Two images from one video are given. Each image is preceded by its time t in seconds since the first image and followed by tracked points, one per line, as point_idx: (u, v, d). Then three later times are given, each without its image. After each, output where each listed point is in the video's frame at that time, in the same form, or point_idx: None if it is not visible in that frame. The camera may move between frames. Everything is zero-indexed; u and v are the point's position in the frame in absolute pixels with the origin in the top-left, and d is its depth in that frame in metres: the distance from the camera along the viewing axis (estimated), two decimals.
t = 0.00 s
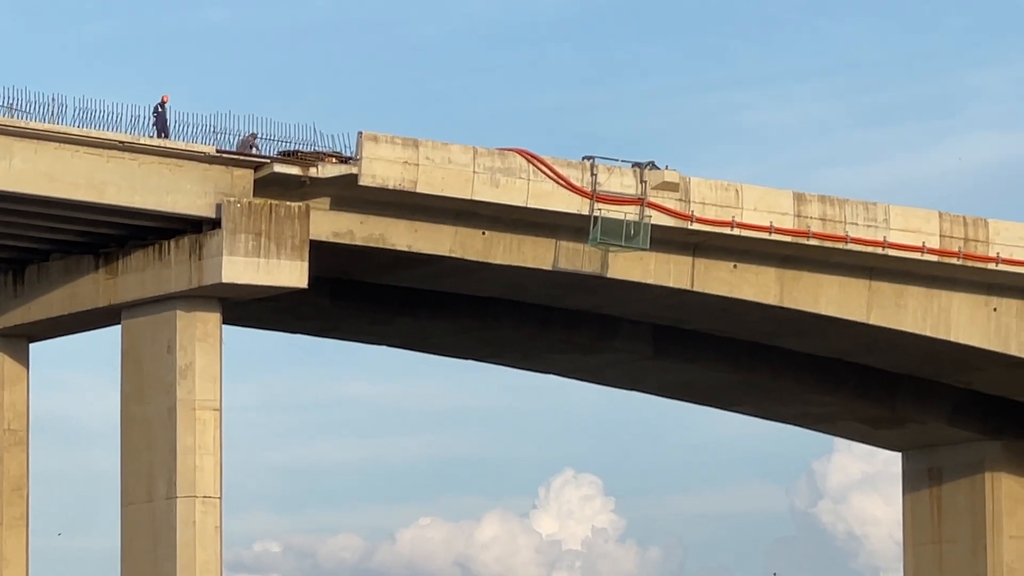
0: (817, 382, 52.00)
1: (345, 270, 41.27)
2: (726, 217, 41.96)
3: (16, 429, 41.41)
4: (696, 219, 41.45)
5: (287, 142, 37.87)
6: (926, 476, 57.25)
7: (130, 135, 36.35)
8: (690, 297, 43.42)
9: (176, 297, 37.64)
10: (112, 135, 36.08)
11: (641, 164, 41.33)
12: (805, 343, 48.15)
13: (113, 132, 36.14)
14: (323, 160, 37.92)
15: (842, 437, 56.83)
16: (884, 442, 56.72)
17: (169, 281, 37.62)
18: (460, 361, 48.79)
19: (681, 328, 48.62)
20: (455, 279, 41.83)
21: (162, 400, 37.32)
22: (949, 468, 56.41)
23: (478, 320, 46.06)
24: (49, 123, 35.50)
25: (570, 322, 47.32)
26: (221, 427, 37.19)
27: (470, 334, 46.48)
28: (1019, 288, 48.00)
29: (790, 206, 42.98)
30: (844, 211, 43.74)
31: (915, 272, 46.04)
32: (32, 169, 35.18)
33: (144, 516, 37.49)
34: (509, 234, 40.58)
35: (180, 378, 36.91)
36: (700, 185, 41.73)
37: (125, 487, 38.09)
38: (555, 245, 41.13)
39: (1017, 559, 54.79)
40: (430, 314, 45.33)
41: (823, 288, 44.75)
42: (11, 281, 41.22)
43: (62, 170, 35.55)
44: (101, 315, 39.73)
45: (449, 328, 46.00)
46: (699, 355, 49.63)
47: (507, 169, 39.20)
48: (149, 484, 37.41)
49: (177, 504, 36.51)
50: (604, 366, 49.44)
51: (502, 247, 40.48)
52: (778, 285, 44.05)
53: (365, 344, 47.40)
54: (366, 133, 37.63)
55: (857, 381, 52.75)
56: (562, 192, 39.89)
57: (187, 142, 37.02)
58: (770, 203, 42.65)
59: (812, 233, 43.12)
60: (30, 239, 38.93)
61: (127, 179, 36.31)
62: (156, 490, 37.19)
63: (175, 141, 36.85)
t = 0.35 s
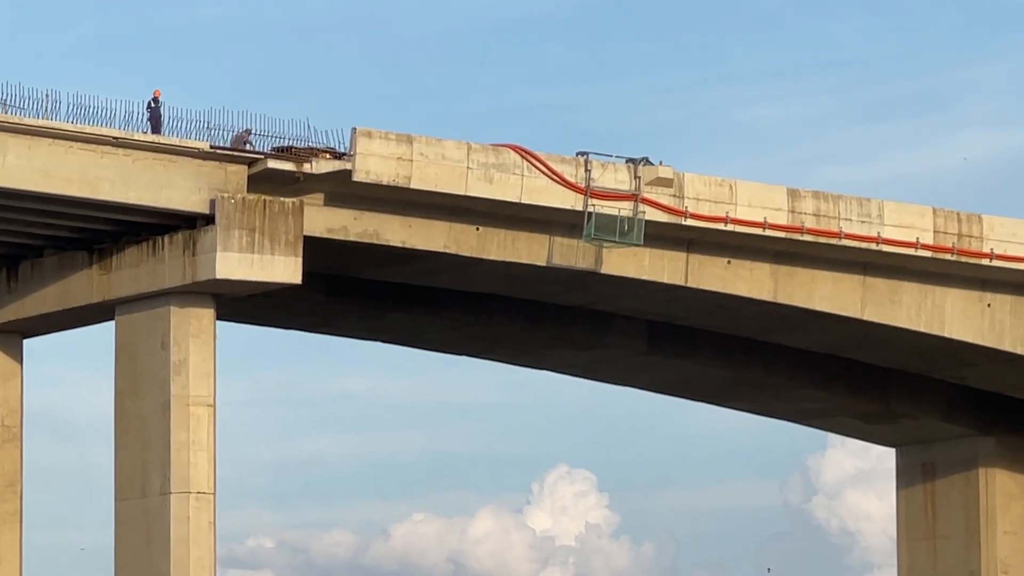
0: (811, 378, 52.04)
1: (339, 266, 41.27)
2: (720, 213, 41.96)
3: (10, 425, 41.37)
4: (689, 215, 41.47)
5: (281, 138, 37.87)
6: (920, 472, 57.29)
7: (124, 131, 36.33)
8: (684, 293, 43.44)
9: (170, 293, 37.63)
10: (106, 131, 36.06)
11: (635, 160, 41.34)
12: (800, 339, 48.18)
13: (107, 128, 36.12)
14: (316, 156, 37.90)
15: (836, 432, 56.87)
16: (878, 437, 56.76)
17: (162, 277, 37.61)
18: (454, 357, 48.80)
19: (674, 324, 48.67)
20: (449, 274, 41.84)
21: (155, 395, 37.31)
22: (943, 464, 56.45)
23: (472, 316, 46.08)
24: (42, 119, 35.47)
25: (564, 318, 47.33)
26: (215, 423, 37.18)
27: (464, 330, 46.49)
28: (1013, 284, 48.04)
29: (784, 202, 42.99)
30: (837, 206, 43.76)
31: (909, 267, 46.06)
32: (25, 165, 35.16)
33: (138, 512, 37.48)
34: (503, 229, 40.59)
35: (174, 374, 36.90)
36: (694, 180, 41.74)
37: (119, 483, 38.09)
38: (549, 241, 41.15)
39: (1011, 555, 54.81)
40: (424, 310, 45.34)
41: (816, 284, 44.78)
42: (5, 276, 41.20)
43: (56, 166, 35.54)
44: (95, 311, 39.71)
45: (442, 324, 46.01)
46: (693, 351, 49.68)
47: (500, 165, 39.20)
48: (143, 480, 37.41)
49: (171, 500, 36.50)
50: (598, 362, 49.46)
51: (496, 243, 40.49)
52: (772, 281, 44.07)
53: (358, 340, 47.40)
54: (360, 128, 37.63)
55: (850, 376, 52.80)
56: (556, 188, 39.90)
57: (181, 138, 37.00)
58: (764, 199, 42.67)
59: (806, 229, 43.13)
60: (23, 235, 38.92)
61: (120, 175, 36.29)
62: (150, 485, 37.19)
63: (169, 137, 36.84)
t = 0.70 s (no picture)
0: (807, 374, 52.06)
1: (335, 262, 41.28)
2: (717, 209, 41.96)
3: (6, 422, 41.34)
4: (686, 211, 41.47)
5: (278, 134, 37.85)
6: (916, 468, 57.33)
7: (120, 127, 36.32)
8: (681, 290, 43.45)
9: (167, 289, 37.62)
10: (102, 127, 36.06)
11: (632, 156, 41.33)
12: (797, 335, 48.18)
13: (104, 124, 36.12)
14: (312, 152, 37.83)
15: (832, 429, 56.90)
16: (874, 434, 56.79)
17: (159, 273, 37.61)
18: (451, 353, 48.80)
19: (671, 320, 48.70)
20: (446, 271, 41.84)
21: (152, 392, 37.31)
22: (940, 461, 56.49)
23: (468, 312, 46.09)
24: (39, 115, 35.46)
25: (561, 314, 47.34)
26: (212, 419, 37.18)
27: (460, 326, 46.50)
28: (1009, 281, 48.07)
29: (781, 198, 43.00)
30: (834, 203, 43.77)
31: (905, 264, 46.08)
32: (22, 161, 35.15)
33: (134, 508, 37.49)
34: (499, 226, 40.60)
35: (170, 370, 36.90)
36: (690, 177, 41.75)
37: (115, 479, 38.10)
38: (546, 238, 41.17)
39: (1007, 552, 54.85)
40: (420, 306, 45.35)
41: (813, 280, 44.80)
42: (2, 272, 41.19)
43: (52, 163, 35.53)
44: (91, 307, 39.70)
45: (439, 320, 46.02)
46: (689, 347, 49.71)
47: (497, 161, 39.21)
48: (139, 476, 37.41)
49: (167, 497, 36.50)
50: (594, 358, 49.48)
51: (492, 239, 40.50)
52: (768, 277, 44.08)
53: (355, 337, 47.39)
54: (356, 125, 37.63)
55: (847, 372, 52.82)
56: (553, 184, 39.90)
57: (178, 134, 37.00)
58: (760, 195, 42.67)
59: (802, 225, 43.14)
60: (20, 231, 38.91)
61: (117, 171, 36.29)
62: (146, 481, 37.20)
63: (165, 133, 36.83)
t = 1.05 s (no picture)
0: (805, 370, 52.09)
1: (333, 258, 41.29)
2: (714, 205, 41.98)
3: (4, 417, 41.33)
4: (684, 206, 41.47)
5: (276, 130, 37.85)
6: (915, 464, 57.36)
7: (118, 123, 36.32)
8: (679, 285, 43.47)
9: (165, 284, 37.63)
10: (100, 123, 36.06)
11: (630, 152, 41.34)
12: (795, 331, 48.19)
13: (101, 120, 36.12)
14: (311, 148, 37.89)
15: (830, 424, 56.93)
16: (872, 429, 56.82)
17: (157, 268, 37.61)
18: (449, 349, 48.82)
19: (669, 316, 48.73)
20: (444, 266, 41.85)
21: (150, 387, 37.32)
22: (938, 456, 56.52)
23: (467, 308, 46.11)
24: (37, 111, 35.46)
25: (559, 310, 47.35)
26: (210, 415, 37.19)
27: (458, 322, 46.52)
28: (1007, 277, 48.09)
29: (779, 194, 43.01)
30: (832, 198, 43.79)
31: (903, 259, 46.09)
32: (20, 157, 35.15)
33: (132, 503, 37.51)
34: (497, 221, 40.61)
35: (168, 366, 36.91)
36: (688, 172, 41.76)
37: (114, 474, 38.11)
38: (544, 233, 41.18)
39: (1005, 548, 54.91)
40: (418, 302, 45.37)
41: (811, 276, 44.81)
42: None
43: (50, 158, 35.53)
44: (89, 302, 39.72)
45: (437, 316, 46.04)
46: (687, 343, 49.75)
47: (495, 157, 39.21)
48: (137, 471, 37.44)
49: (165, 492, 36.51)
50: (593, 354, 49.49)
51: (490, 235, 40.51)
52: (766, 273, 44.09)
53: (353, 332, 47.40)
54: (354, 120, 37.64)
55: (845, 368, 52.84)
56: (551, 180, 39.92)
57: (176, 129, 36.99)
58: (758, 191, 42.68)
59: (800, 221, 43.15)
60: (18, 226, 38.92)
61: (115, 166, 36.29)
62: (144, 477, 37.22)
63: (163, 129, 36.83)
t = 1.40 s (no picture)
0: (802, 367, 52.11)
1: (330, 254, 41.29)
2: (711, 202, 41.98)
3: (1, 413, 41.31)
4: (681, 203, 41.48)
5: (273, 126, 37.83)
6: (911, 461, 57.37)
7: (116, 119, 36.31)
8: (675, 282, 43.47)
9: (162, 281, 37.62)
10: (97, 119, 36.04)
11: (627, 149, 41.36)
12: (792, 328, 48.20)
13: (98, 116, 36.10)
14: (308, 144, 37.90)
15: (827, 421, 56.93)
16: (869, 426, 56.83)
17: (154, 265, 37.61)
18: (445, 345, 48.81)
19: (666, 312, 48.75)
20: (441, 263, 41.85)
21: (147, 383, 37.32)
22: (934, 453, 56.53)
23: (463, 304, 46.12)
24: (34, 107, 35.44)
25: (556, 306, 47.36)
26: (206, 411, 37.20)
27: (455, 318, 46.52)
28: (1003, 274, 48.11)
29: (775, 191, 43.00)
30: (829, 195, 43.79)
31: (900, 256, 46.09)
32: (17, 153, 35.15)
33: (129, 500, 37.50)
34: (494, 218, 40.62)
35: (164, 362, 36.91)
36: (685, 169, 41.76)
37: (110, 470, 38.12)
38: (541, 230, 41.18)
39: (1001, 545, 54.94)
40: (415, 298, 45.38)
41: (807, 273, 44.81)
42: None
43: (47, 155, 35.52)
44: (86, 299, 39.71)
45: (433, 312, 46.05)
46: (684, 340, 49.78)
47: (492, 153, 39.21)
48: (134, 467, 37.43)
49: (161, 488, 36.51)
50: (589, 351, 49.50)
51: (487, 232, 40.52)
52: (763, 270, 44.10)
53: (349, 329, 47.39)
54: (351, 117, 37.63)
55: (841, 365, 52.85)
56: (548, 177, 39.92)
57: (173, 126, 36.98)
58: (755, 188, 42.68)
59: (797, 218, 43.16)
60: (15, 223, 38.90)
61: (112, 163, 36.28)
62: (141, 473, 37.22)
63: (160, 125, 36.81)
